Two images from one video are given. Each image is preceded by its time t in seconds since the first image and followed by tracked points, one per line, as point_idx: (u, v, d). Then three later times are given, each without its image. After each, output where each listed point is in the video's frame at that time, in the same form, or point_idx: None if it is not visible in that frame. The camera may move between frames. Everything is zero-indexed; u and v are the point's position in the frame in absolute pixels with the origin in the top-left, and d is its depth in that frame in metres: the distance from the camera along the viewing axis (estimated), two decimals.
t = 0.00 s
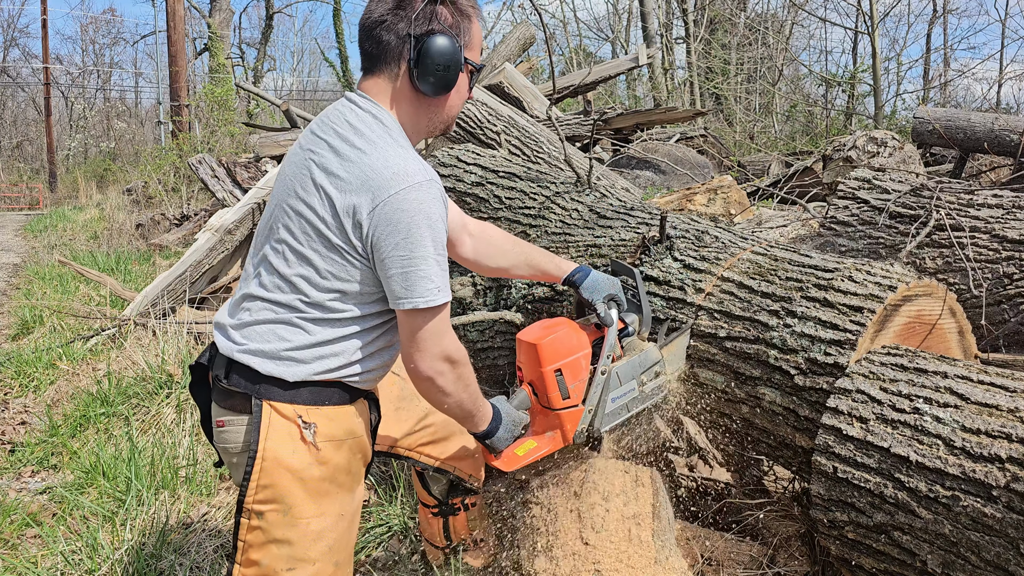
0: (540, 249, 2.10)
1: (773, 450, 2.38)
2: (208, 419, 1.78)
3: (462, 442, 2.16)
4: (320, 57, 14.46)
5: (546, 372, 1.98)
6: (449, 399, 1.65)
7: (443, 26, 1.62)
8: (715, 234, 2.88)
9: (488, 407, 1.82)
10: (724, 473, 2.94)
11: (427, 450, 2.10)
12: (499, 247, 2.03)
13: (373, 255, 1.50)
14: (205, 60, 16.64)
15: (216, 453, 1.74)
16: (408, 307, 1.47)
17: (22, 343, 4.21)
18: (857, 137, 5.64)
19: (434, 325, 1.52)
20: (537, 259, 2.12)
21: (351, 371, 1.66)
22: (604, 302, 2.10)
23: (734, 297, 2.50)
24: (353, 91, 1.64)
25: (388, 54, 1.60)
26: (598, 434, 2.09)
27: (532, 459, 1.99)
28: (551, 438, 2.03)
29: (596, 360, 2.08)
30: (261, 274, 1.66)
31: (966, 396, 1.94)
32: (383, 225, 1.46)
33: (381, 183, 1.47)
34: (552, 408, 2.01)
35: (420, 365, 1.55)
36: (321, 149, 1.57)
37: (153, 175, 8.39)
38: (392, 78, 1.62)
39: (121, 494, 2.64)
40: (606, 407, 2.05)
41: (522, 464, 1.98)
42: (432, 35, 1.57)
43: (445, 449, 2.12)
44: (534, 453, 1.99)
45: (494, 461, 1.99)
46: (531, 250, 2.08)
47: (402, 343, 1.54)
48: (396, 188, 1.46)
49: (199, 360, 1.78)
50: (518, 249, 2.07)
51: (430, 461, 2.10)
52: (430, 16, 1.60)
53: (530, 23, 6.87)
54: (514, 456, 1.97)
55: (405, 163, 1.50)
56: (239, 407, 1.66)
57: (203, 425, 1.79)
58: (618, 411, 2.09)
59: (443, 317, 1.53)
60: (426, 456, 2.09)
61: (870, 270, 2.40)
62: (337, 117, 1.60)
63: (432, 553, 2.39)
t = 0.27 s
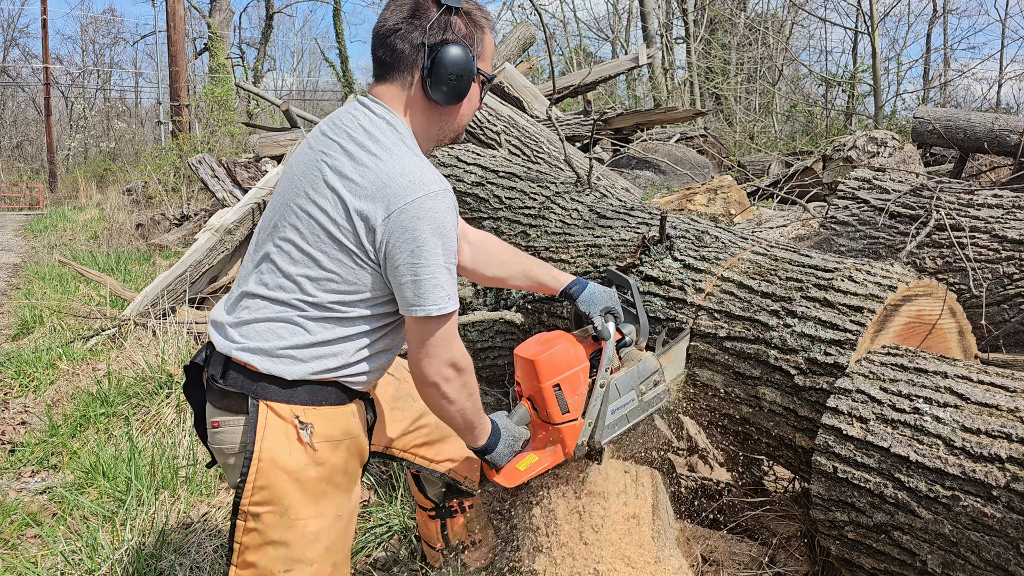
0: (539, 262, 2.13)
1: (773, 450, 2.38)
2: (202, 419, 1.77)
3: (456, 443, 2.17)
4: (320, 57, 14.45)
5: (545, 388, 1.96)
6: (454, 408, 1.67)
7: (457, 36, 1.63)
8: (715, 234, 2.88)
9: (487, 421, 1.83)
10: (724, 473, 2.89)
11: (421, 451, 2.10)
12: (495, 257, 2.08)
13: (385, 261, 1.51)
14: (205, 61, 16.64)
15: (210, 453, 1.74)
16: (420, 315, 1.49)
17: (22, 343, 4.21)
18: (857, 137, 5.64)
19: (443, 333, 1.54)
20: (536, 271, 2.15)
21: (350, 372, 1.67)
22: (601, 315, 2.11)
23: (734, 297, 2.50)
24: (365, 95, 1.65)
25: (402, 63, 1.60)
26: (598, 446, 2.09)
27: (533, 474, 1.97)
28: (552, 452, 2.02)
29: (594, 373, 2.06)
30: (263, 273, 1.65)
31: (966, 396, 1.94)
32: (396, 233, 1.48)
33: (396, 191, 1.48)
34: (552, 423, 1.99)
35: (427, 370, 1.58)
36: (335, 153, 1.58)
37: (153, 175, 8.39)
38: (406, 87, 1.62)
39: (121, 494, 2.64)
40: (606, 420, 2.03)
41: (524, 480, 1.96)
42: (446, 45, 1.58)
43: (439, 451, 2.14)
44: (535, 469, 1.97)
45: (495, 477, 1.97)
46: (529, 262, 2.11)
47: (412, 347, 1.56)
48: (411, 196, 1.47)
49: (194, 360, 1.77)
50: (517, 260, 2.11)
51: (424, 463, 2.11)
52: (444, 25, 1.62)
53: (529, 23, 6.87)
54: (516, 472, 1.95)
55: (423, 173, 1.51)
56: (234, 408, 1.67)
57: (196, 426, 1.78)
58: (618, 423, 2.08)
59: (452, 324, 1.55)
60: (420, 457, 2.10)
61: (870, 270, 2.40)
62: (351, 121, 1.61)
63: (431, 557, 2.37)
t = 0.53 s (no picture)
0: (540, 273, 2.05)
1: (773, 449, 2.39)
2: (199, 419, 1.78)
3: (453, 445, 2.18)
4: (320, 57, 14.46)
5: (548, 405, 1.95)
6: (462, 416, 1.68)
7: (474, 50, 1.64)
8: (715, 234, 2.88)
9: (493, 439, 1.85)
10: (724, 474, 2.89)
11: (418, 453, 2.12)
12: (496, 268, 1.98)
13: (400, 270, 1.52)
14: (205, 61, 16.64)
15: (207, 454, 1.75)
16: (433, 325, 1.50)
17: (22, 343, 4.21)
18: (857, 137, 5.64)
19: (453, 342, 1.55)
20: (536, 283, 2.07)
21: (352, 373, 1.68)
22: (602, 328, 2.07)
23: (734, 297, 2.50)
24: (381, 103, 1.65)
25: (418, 74, 1.61)
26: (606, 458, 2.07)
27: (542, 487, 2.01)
28: (559, 466, 2.03)
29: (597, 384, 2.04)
30: (271, 272, 1.65)
31: (966, 396, 1.94)
32: (412, 243, 1.48)
33: (413, 201, 1.48)
34: (557, 437, 2.00)
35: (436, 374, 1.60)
36: (352, 158, 1.58)
37: (153, 175, 8.39)
38: (421, 97, 1.63)
39: (121, 494, 2.64)
40: (611, 431, 2.04)
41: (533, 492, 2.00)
42: (464, 58, 1.59)
43: (436, 453, 2.15)
44: (543, 482, 2.00)
45: (503, 493, 2.00)
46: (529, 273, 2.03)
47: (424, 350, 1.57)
48: (428, 208, 1.48)
49: (193, 358, 1.77)
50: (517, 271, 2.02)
51: (420, 464, 2.13)
52: (462, 38, 1.63)
53: (530, 23, 6.87)
54: (524, 486, 1.98)
55: (440, 185, 1.52)
56: (232, 407, 1.67)
57: (193, 425, 1.78)
58: (624, 432, 2.09)
59: (463, 334, 1.56)
60: (416, 459, 2.12)
61: (870, 270, 2.40)
62: (370, 127, 1.61)
63: (432, 559, 2.37)
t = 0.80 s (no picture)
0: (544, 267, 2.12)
1: (773, 450, 2.39)
2: (207, 419, 1.79)
3: (460, 444, 2.19)
4: (320, 57, 14.45)
5: (551, 394, 1.94)
6: (463, 408, 1.66)
7: (465, 39, 1.64)
8: (715, 234, 2.88)
9: (495, 426, 1.85)
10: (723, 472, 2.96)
11: (425, 452, 2.12)
12: (498, 263, 2.09)
13: (402, 261, 1.53)
14: (204, 61, 16.63)
15: (216, 455, 1.75)
16: (436, 313, 1.50)
17: (22, 343, 4.21)
18: (857, 137, 5.64)
19: (455, 332, 1.54)
20: (541, 276, 2.14)
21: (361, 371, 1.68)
22: (607, 320, 2.07)
23: (734, 297, 2.50)
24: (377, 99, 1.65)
25: (410, 65, 1.61)
26: (607, 452, 2.05)
27: (541, 478, 1.98)
28: (559, 457, 2.02)
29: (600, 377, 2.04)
30: (274, 272, 1.66)
31: (966, 396, 1.94)
32: (413, 233, 1.49)
33: (412, 192, 1.49)
34: (558, 428, 1.99)
35: (436, 367, 1.58)
36: (351, 154, 1.58)
37: (153, 175, 8.39)
38: (414, 89, 1.63)
39: (121, 494, 2.64)
40: (612, 424, 2.02)
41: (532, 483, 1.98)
42: (455, 47, 1.59)
43: (444, 452, 2.15)
44: (542, 473, 1.98)
45: (502, 482, 1.99)
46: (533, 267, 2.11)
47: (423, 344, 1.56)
48: (428, 197, 1.48)
49: (201, 358, 1.77)
50: (520, 265, 2.11)
51: (429, 464, 2.13)
52: (452, 29, 1.62)
53: (529, 23, 6.88)
54: (523, 477, 1.96)
55: (438, 174, 1.52)
56: (242, 407, 1.67)
57: (202, 426, 1.79)
58: (625, 426, 2.07)
59: (464, 324, 1.55)
60: (424, 458, 2.12)
61: (870, 270, 2.40)
62: (366, 123, 1.61)
63: (433, 557, 2.37)
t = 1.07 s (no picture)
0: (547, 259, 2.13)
1: (773, 450, 2.39)
2: (214, 420, 1.78)
3: (467, 443, 2.18)
4: (320, 57, 14.45)
5: (551, 384, 1.96)
6: (461, 399, 1.65)
7: (451, 29, 1.64)
8: (715, 234, 2.88)
9: (495, 414, 1.81)
10: (724, 472, 2.97)
11: (433, 451, 2.11)
12: (504, 257, 2.07)
13: (395, 252, 1.53)
14: (204, 61, 16.63)
15: (223, 455, 1.75)
16: (431, 302, 1.49)
17: (22, 343, 4.21)
18: (857, 137, 5.64)
19: (450, 321, 1.54)
20: (544, 269, 2.15)
21: (365, 370, 1.67)
22: (610, 313, 2.08)
23: (734, 297, 2.50)
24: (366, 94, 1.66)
25: (397, 58, 1.62)
26: (604, 446, 2.06)
27: (537, 470, 2.00)
28: (556, 449, 2.02)
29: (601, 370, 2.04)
30: (274, 274, 1.67)
31: (966, 396, 1.94)
32: (405, 222, 1.49)
33: (402, 181, 1.50)
34: (558, 419, 2.00)
35: (433, 361, 1.56)
36: (342, 151, 1.59)
37: (152, 175, 8.39)
38: (402, 81, 1.64)
39: (121, 494, 2.64)
40: (611, 418, 2.02)
41: (528, 474, 2.00)
42: (440, 38, 1.59)
43: (451, 451, 2.14)
44: (539, 464, 2.00)
45: (500, 471, 2.01)
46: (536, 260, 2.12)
47: (420, 337, 1.55)
48: (418, 185, 1.49)
49: (208, 359, 1.77)
50: (523, 259, 2.12)
51: (436, 463, 2.12)
52: (437, 19, 1.62)
53: (530, 23, 6.87)
54: (520, 467, 1.99)
55: (427, 162, 1.53)
56: (248, 408, 1.67)
57: (210, 427, 1.79)
58: (625, 421, 2.06)
59: (458, 314, 1.54)
60: (431, 457, 2.11)
61: (870, 270, 2.40)
62: (355, 119, 1.63)
63: (434, 555, 2.37)
